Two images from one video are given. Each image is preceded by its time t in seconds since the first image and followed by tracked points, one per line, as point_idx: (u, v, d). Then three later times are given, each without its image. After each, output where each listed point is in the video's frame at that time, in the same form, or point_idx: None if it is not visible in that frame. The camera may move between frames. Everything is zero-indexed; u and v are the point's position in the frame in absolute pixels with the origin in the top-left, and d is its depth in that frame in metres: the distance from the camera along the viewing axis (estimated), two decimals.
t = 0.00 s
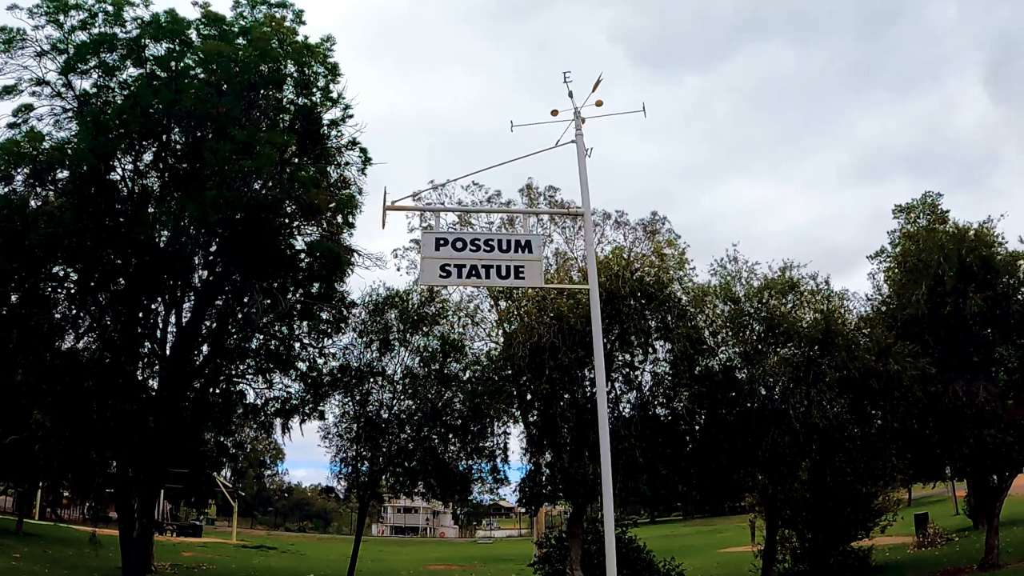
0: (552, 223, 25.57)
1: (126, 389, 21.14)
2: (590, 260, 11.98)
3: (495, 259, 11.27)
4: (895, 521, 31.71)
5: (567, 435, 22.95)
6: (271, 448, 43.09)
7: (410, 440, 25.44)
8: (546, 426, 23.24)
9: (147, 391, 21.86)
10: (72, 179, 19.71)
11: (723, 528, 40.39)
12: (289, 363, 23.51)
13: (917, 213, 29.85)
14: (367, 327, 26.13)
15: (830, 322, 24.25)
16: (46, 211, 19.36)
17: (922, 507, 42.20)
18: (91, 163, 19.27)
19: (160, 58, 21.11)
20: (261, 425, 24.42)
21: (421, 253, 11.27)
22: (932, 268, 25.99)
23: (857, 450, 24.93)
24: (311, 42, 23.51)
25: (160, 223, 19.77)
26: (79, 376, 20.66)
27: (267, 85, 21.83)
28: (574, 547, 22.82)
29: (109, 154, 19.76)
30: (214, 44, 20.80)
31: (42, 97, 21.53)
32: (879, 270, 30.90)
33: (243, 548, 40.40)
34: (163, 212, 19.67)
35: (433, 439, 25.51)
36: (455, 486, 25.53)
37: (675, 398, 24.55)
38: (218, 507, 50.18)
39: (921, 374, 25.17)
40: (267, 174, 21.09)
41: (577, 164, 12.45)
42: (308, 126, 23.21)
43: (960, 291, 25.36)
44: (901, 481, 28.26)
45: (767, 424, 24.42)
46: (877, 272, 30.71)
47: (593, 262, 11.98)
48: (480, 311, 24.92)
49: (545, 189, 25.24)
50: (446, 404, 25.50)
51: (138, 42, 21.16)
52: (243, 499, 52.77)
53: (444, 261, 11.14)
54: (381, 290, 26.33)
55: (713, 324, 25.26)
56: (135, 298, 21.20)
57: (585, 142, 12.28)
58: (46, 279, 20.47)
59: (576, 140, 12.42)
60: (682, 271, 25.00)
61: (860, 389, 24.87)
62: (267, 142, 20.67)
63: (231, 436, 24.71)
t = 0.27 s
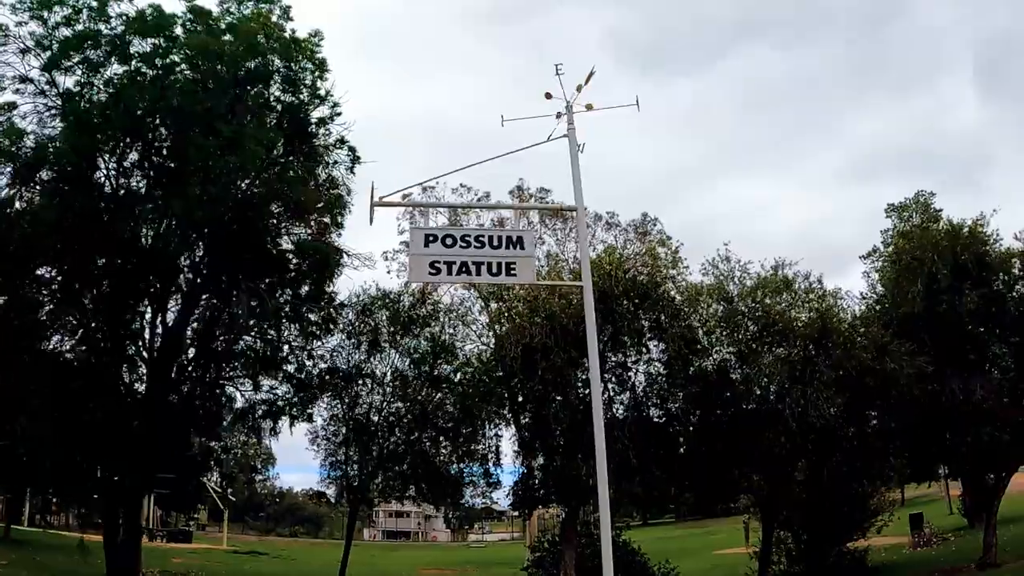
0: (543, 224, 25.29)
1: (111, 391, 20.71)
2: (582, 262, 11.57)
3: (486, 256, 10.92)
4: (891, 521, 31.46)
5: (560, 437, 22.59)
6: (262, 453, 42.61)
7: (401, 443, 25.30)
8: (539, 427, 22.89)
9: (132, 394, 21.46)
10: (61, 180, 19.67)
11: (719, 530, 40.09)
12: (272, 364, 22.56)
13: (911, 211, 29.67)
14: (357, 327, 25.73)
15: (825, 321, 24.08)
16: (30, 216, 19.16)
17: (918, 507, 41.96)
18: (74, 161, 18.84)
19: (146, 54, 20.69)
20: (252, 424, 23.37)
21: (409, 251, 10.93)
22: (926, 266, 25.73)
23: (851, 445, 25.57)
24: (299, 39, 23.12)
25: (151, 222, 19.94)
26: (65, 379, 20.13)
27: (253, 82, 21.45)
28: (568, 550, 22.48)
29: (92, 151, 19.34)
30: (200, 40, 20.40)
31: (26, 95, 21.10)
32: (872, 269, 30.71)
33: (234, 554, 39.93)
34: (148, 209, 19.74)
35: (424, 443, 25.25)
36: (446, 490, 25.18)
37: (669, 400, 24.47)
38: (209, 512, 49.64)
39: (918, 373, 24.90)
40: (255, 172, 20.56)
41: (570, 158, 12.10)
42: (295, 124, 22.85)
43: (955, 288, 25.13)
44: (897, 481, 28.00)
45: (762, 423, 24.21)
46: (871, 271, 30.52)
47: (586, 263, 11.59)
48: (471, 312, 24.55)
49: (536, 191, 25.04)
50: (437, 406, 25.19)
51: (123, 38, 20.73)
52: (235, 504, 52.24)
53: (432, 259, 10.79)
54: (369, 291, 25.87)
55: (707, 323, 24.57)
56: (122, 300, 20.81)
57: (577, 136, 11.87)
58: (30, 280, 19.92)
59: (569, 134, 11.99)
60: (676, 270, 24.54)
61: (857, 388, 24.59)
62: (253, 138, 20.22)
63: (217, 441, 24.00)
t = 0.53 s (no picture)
0: (542, 239, 25.02)
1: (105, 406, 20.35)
2: (584, 272, 11.34)
3: (485, 264, 10.60)
4: (896, 533, 31.04)
5: (562, 453, 22.15)
6: (261, 469, 42.17)
7: (399, 457, 24.69)
8: (540, 442, 22.48)
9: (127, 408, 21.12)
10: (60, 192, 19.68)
11: (721, 545, 39.64)
12: (269, 379, 22.38)
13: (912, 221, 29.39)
14: (354, 340, 25.41)
15: (831, 331, 23.74)
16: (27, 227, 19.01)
17: (923, 520, 41.51)
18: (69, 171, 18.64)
19: (142, 61, 20.45)
20: (251, 444, 23.59)
21: (407, 260, 10.60)
22: (931, 275, 25.41)
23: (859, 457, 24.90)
24: (296, 49, 22.91)
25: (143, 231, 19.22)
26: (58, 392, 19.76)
27: (249, 91, 21.33)
28: (571, 566, 22.05)
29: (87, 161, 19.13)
30: (196, 46, 20.19)
31: (21, 104, 20.85)
32: (875, 280, 30.44)
33: (233, 571, 39.40)
34: (141, 222, 19.09)
35: (424, 458, 24.63)
36: (447, 507, 24.65)
37: (672, 413, 23.78)
38: (208, 529, 49.14)
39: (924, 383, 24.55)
40: (246, 184, 19.88)
41: (571, 163, 11.90)
42: (293, 134, 22.64)
43: (961, 296, 24.82)
44: (903, 493, 27.61)
45: (768, 435, 23.97)
46: (873, 282, 30.24)
47: (589, 274, 11.32)
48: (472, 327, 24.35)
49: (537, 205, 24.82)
50: (437, 420, 24.52)
51: (119, 47, 20.51)
52: (234, 520, 51.72)
53: (431, 267, 10.48)
54: (368, 304, 25.62)
55: (711, 335, 24.22)
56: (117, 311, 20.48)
57: (578, 143, 11.66)
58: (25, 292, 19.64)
59: (569, 141, 11.82)
60: (678, 281, 24.22)
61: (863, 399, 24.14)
62: (248, 146, 19.85)
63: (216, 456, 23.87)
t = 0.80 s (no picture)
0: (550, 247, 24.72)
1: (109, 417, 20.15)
2: (594, 273, 10.52)
3: (491, 268, 10.24)
4: (913, 538, 30.50)
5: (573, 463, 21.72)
6: (270, 481, 41.81)
7: (407, 468, 24.18)
8: (551, 453, 22.14)
9: (131, 420, 20.78)
10: (59, 202, 19.51)
11: (736, 553, 39.09)
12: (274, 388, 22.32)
13: (923, 221, 28.98)
14: (360, 350, 25.01)
15: (845, 334, 23.27)
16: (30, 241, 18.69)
17: (939, 524, 40.88)
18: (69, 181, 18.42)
19: (142, 69, 20.24)
20: (260, 459, 23.37)
21: (411, 264, 10.28)
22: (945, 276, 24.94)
23: (878, 464, 23.99)
24: (297, 55, 22.69)
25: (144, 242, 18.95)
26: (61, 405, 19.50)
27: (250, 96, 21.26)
28: None
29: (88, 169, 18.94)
30: (194, 51, 19.98)
31: (21, 115, 20.62)
32: (887, 282, 29.99)
33: None
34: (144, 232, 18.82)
35: (432, 470, 24.06)
36: (455, 520, 24.15)
37: (683, 420, 23.66)
38: (217, 542, 48.75)
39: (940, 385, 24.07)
40: (244, 189, 19.97)
41: (577, 164, 11.46)
42: (295, 142, 22.36)
43: (977, 296, 24.35)
44: (921, 498, 27.08)
45: (782, 441, 23.54)
46: (885, 285, 29.79)
47: (598, 275, 10.51)
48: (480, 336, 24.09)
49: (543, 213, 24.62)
50: (446, 431, 24.09)
51: (120, 55, 20.30)
52: (244, 533, 51.32)
53: (436, 272, 10.10)
54: (375, 314, 25.31)
55: (723, 340, 23.91)
56: (121, 321, 20.01)
57: (585, 142, 11.14)
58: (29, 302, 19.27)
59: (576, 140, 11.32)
60: (687, 285, 23.84)
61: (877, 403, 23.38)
62: (249, 153, 19.67)
63: (221, 470, 23.55)
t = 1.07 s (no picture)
0: (559, 244, 24.45)
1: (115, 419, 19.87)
2: (608, 265, 9.84)
3: (501, 260, 9.98)
4: (927, 534, 30.14)
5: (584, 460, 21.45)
6: (279, 479, 41.64)
7: (417, 465, 24.12)
8: (561, 450, 21.64)
9: (138, 419, 20.53)
10: (64, 199, 19.31)
11: (747, 550, 38.78)
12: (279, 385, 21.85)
13: (934, 214, 28.69)
14: (370, 347, 24.87)
15: (859, 327, 22.95)
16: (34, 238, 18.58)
17: (952, 519, 40.49)
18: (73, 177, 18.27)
19: (146, 66, 20.01)
20: (271, 459, 23.49)
21: (420, 257, 10.03)
22: (959, 269, 24.63)
23: (894, 460, 23.60)
24: (301, 48, 22.54)
25: (148, 237, 18.78)
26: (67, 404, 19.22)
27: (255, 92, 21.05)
28: None
29: (92, 165, 18.79)
30: (198, 44, 19.80)
31: (25, 111, 20.44)
32: (898, 276, 29.66)
33: None
34: (148, 229, 18.74)
35: (443, 468, 23.91)
36: (466, 517, 23.92)
37: (697, 416, 23.40)
38: (227, 540, 48.63)
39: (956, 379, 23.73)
40: (248, 183, 20.11)
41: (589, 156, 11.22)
42: (301, 138, 22.17)
43: (991, 288, 24.05)
44: (935, 493, 26.75)
45: (797, 438, 22.95)
46: (897, 278, 29.47)
47: (612, 267, 9.82)
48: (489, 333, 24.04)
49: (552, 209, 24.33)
50: (456, 428, 24.02)
51: (124, 50, 20.12)
52: (253, 532, 51.19)
53: (445, 264, 9.89)
54: (384, 311, 25.10)
55: (735, 334, 23.65)
56: (119, 316, 19.83)
57: (597, 132, 10.89)
58: (35, 300, 19.13)
59: (587, 131, 11.08)
60: (699, 279, 23.53)
61: (892, 397, 23.02)
62: (253, 148, 19.48)
63: (229, 468, 23.34)
